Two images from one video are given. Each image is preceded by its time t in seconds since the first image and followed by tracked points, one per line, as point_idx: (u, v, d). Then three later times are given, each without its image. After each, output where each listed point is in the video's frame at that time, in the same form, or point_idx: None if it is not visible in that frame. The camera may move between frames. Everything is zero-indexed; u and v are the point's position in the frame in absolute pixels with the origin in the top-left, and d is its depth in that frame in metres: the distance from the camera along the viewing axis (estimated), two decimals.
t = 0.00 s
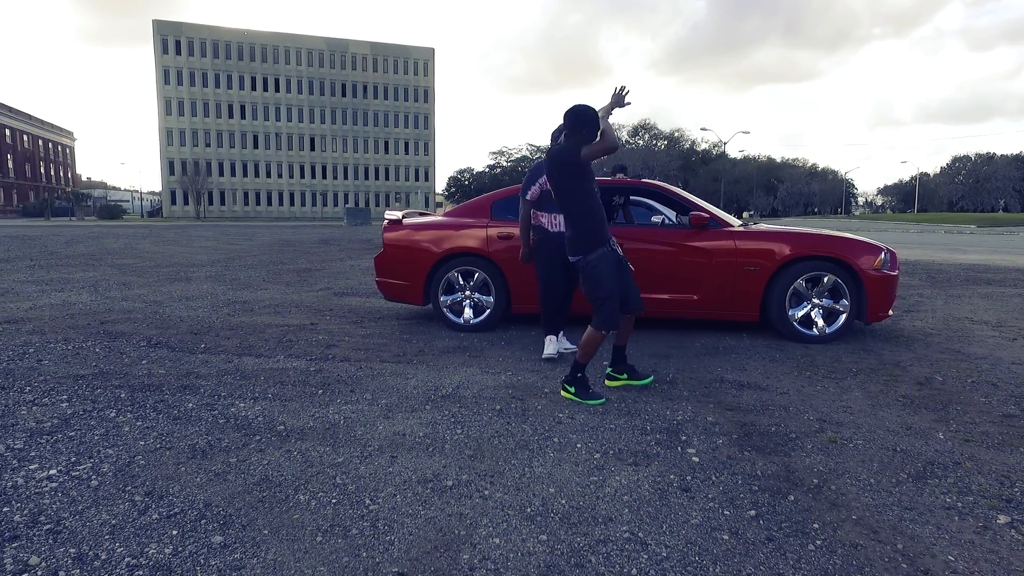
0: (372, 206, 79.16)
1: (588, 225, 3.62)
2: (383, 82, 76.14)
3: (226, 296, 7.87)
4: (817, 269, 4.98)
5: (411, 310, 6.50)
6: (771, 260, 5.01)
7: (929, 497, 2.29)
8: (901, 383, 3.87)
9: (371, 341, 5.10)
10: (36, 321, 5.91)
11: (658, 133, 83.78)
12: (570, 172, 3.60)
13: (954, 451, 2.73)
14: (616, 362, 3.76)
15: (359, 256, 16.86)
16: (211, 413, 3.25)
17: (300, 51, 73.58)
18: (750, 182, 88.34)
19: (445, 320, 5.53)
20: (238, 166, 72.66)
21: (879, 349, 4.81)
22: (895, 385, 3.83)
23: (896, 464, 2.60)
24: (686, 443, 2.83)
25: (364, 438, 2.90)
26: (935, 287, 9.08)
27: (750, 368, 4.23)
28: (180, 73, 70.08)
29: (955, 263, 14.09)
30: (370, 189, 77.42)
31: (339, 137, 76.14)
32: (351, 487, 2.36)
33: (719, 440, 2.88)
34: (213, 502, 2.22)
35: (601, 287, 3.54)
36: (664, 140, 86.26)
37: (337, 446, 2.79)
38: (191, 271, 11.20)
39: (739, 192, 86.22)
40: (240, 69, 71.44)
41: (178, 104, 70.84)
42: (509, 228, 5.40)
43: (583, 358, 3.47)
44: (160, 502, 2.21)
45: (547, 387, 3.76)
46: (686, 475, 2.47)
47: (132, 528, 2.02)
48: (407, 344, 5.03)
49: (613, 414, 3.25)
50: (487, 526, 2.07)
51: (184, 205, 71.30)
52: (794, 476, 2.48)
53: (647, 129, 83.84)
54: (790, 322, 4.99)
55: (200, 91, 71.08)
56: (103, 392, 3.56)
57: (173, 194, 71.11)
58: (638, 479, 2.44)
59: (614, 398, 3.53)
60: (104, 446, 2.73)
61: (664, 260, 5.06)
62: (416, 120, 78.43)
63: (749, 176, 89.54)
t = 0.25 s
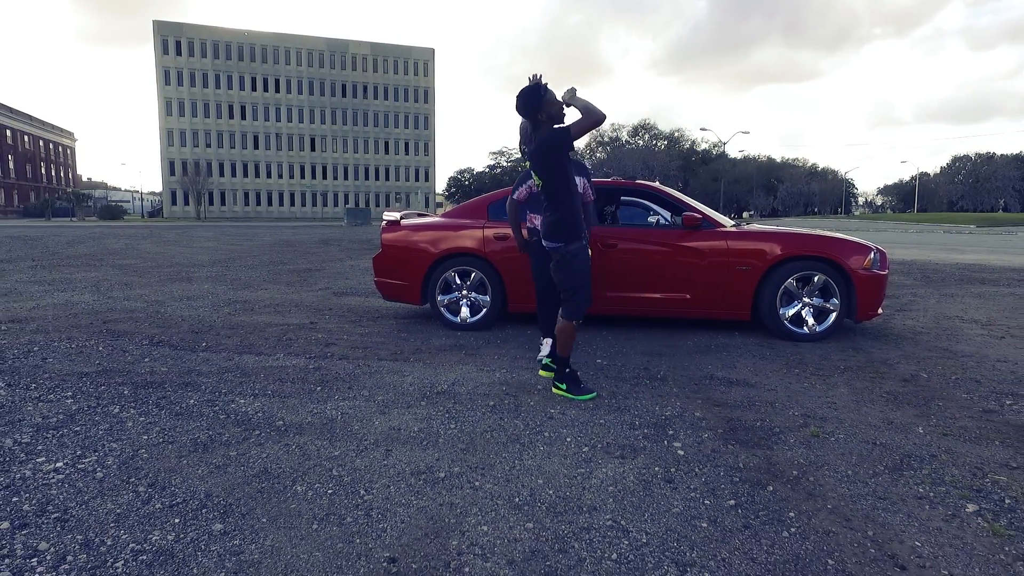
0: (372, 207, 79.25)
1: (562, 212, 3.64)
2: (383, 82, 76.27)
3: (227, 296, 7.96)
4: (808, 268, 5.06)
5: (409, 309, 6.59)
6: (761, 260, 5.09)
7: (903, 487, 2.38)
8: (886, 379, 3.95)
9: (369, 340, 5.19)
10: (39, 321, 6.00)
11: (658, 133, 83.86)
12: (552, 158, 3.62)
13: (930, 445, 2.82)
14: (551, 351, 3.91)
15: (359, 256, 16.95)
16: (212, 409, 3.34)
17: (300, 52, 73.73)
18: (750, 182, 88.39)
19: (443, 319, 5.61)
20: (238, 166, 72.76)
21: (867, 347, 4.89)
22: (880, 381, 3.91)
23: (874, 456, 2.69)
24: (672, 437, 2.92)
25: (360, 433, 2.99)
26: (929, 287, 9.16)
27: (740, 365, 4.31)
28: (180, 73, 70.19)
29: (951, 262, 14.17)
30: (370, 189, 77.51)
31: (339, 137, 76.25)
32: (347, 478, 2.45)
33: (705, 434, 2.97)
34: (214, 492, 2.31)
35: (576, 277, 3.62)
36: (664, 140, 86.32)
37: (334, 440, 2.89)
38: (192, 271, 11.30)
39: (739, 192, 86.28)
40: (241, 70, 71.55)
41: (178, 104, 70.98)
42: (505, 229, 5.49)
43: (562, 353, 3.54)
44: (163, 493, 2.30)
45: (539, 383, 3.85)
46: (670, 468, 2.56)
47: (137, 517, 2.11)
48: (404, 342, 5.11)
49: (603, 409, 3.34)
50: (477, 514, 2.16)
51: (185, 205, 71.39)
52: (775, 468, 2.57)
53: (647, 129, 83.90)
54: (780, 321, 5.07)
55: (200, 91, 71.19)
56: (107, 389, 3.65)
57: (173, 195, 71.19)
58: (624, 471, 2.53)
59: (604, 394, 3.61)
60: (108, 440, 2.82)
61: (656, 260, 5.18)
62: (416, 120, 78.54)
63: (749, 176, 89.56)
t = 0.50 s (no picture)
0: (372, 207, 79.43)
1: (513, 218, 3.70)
2: (382, 82, 76.47)
3: (221, 294, 8.10)
4: (784, 267, 5.18)
5: (398, 307, 6.72)
6: (738, 258, 5.20)
7: (846, 474, 2.51)
8: (851, 374, 4.08)
9: (355, 337, 5.33)
10: (36, 319, 6.14)
11: (657, 133, 84.01)
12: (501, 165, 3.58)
13: (881, 435, 2.95)
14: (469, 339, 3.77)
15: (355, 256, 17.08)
16: (197, 401, 3.47)
17: (300, 52, 73.95)
18: (749, 182, 88.53)
19: (430, 317, 5.73)
20: (238, 166, 72.94)
21: (840, 343, 5.02)
22: (845, 376, 4.04)
23: (824, 446, 2.83)
24: (636, 427, 3.05)
25: (338, 424, 3.12)
26: (914, 286, 9.28)
27: (713, 360, 4.45)
28: (181, 74, 70.38)
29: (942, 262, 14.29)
30: (370, 189, 77.69)
31: (339, 137, 76.44)
32: (321, 465, 2.59)
33: (668, 425, 3.10)
34: (193, 477, 2.45)
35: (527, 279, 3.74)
36: (663, 140, 86.46)
37: (312, 430, 3.02)
38: (188, 271, 11.44)
39: (738, 192, 86.42)
40: (241, 70, 71.76)
41: (179, 105, 71.17)
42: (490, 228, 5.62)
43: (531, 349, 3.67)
44: (145, 478, 2.44)
45: (515, 377, 3.98)
46: (628, 456, 2.70)
47: (119, 499, 2.25)
48: (389, 339, 5.24)
49: (573, 402, 3.47)
50: (439, 497, 2.30)
51: (185, 205, 71.56)
52: (728, 456, 2.70)
53: (646, 129, 84.04)
54: (757, 318, 5.19)
55: (200, 91, 71.38)
56: (98, 383, 3.79)
57: (174, 195, 71.36)
58: (584, 458, 2.66)
59: (577, 388, 3.74)
60: (97, 430, 2.96)
61: (636, 259, 5.31)
62: (416, 120, 78.73)
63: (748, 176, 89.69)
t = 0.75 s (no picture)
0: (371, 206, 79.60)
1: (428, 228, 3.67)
2: (381, 82, 76.65)
3: (209, 293, 8.26)
4: (749, 265, 5.33)
5: (380, 304, 6.88)
6: (704, 256, 5.37)
7: (770, 459, 2.68)
8: (804, 367, 4.24)
9: (333, 333, 5.49)
10: (26, 315, 6.31)
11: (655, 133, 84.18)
12: (411, 179, 3.57)
13: (813, 423, 3.12)
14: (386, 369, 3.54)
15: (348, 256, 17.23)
16: (171, 392, 3.64)
17: (300, 52, 74.15)
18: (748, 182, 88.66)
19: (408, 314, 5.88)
20: (237, 166, 73.12)
21: (801, 339, 5.18)
22: (798, 369, 4.20)
23: (758, 433, 2.99)
24: (584, 416, 3.21)
25: (302, 413, 3.28)
26: (892, 284, 9.44)
27: (673, 354, 4.61)
28: (180, 74, 70.57)
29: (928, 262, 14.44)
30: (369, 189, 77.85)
31: (338, 137, 76.62)
32: (279, 449, 2.76)
33: (615, 414, 3.26)
34: (157, 460, 2.62)
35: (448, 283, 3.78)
36: (661, 140, 86.62)
37: (276, 418, 3.19)
38: (180, 269, 11.61)
39: (736, 192, 86.55)
40: (240, 70, 71.95)
41: (178, 105, 71.35)
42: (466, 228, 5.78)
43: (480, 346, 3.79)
44: (112, 461, 2.61)
45: (478, 370, 4.14)
46: (570, 441, 2.87)
47: (85, 479, 2.42)
48: (366, 335, 5.41)
49: (530, 393, 3.64)
50: (385, 478, 2.47)
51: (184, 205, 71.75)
52: (664, 442, 2.87)
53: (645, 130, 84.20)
54: (723, 314, 5.32)
55: (200, 91, 71.58)
56: (79, 376, 3.96)
57: (173, 195, 71.54)
58: (527, 444, 2.83)
59: (536, 381, 3.90)
60: (72, 418, 3.12)
61: (605, 258, 5.47)
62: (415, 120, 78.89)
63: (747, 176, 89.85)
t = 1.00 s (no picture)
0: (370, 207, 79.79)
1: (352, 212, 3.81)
2: (381, 82, 76.93)
3: (199, 291, 8.46)
4: (714, 263, 5.52)
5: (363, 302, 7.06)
6: (672, 255, 5.55)
7: (702, 442, 2.87)
8: (759, 360, 4.43)
9: (313, 329, 5.68)
10: (18, 312, 6.50)
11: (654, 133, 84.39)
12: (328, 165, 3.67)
13: (752, 410, 3.31)
14: (362, 358, 3.70)
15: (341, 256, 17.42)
16: (149, 382, 3.83)
17: (299, 53, 74.40)
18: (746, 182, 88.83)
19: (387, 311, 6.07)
20: (237, 166, 73.35)
21: (765, 334, 5.36)
22: (753, 361, 4.39)
23: (698, 419, 3.17)
24: (537, 404, 3.40)
25: (271, 401, 3.47)
26: (870, 283, 9.64)
27: (637, 348, 4.79)
28: (180, 74, 70.87)
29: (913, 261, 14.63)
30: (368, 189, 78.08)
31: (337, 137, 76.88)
32: (244, 434, 2.95)
33: (567, 402, 3.45)
34: (129, 443, 2.81)
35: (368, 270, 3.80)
36: (660, 140, 86.86)
37: (245, 406, 3.38)
38: (174, 269, 11.80)
39: (735, 192, 86.74)
40: (239, 71, 72.23)
41: (178, 105, 71.59)
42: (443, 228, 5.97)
43: (376, 337, 3.78)
44: (85, 443, 2.80)
45: (445, 363, 4.33)
46: (518, 427, 3.05)
47: (58, 459, 2.61)
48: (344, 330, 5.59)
49: (490, 383, 3.81)
50: (338, 458, 2.65)
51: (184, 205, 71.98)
52: (607, 427, 3.05)
53: (643, 130, 84.46)
54: (689, 311, 5.52)
55: (199, 92, 71.85)
56: (63, 368, 4.15)
57: (173, 195, 71.78)
58: (477, 429, 3.01)
59: (498, 372, 4.08)
60: (52, 406, 3.32)
61: (576, 257, 5.65)
62: (414, 121, 79.11)
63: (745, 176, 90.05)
